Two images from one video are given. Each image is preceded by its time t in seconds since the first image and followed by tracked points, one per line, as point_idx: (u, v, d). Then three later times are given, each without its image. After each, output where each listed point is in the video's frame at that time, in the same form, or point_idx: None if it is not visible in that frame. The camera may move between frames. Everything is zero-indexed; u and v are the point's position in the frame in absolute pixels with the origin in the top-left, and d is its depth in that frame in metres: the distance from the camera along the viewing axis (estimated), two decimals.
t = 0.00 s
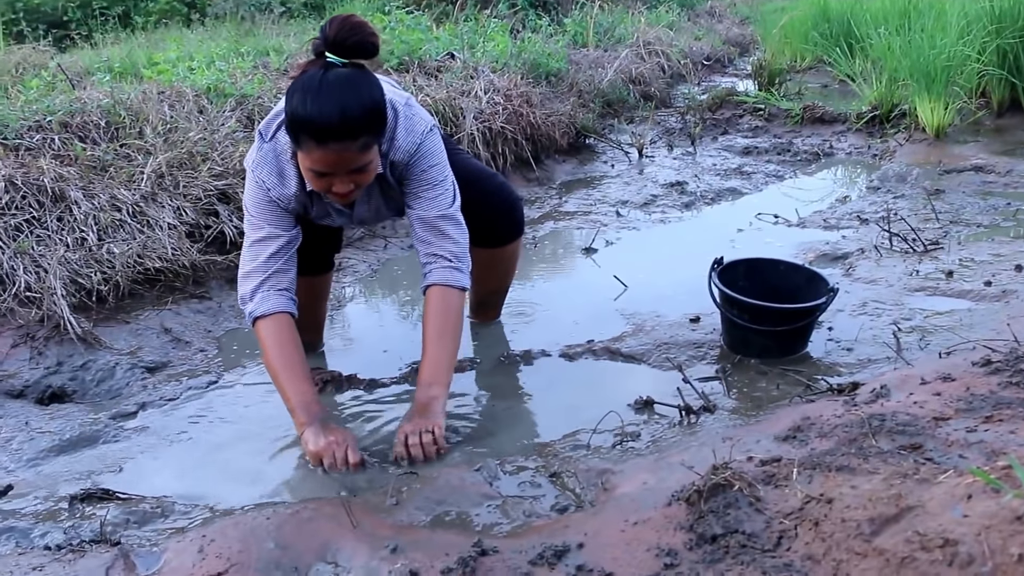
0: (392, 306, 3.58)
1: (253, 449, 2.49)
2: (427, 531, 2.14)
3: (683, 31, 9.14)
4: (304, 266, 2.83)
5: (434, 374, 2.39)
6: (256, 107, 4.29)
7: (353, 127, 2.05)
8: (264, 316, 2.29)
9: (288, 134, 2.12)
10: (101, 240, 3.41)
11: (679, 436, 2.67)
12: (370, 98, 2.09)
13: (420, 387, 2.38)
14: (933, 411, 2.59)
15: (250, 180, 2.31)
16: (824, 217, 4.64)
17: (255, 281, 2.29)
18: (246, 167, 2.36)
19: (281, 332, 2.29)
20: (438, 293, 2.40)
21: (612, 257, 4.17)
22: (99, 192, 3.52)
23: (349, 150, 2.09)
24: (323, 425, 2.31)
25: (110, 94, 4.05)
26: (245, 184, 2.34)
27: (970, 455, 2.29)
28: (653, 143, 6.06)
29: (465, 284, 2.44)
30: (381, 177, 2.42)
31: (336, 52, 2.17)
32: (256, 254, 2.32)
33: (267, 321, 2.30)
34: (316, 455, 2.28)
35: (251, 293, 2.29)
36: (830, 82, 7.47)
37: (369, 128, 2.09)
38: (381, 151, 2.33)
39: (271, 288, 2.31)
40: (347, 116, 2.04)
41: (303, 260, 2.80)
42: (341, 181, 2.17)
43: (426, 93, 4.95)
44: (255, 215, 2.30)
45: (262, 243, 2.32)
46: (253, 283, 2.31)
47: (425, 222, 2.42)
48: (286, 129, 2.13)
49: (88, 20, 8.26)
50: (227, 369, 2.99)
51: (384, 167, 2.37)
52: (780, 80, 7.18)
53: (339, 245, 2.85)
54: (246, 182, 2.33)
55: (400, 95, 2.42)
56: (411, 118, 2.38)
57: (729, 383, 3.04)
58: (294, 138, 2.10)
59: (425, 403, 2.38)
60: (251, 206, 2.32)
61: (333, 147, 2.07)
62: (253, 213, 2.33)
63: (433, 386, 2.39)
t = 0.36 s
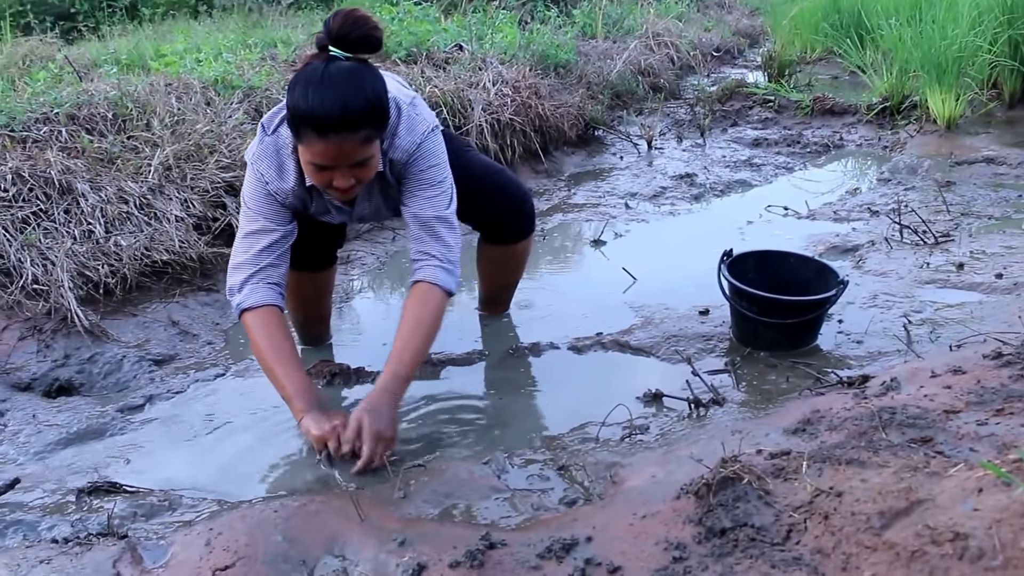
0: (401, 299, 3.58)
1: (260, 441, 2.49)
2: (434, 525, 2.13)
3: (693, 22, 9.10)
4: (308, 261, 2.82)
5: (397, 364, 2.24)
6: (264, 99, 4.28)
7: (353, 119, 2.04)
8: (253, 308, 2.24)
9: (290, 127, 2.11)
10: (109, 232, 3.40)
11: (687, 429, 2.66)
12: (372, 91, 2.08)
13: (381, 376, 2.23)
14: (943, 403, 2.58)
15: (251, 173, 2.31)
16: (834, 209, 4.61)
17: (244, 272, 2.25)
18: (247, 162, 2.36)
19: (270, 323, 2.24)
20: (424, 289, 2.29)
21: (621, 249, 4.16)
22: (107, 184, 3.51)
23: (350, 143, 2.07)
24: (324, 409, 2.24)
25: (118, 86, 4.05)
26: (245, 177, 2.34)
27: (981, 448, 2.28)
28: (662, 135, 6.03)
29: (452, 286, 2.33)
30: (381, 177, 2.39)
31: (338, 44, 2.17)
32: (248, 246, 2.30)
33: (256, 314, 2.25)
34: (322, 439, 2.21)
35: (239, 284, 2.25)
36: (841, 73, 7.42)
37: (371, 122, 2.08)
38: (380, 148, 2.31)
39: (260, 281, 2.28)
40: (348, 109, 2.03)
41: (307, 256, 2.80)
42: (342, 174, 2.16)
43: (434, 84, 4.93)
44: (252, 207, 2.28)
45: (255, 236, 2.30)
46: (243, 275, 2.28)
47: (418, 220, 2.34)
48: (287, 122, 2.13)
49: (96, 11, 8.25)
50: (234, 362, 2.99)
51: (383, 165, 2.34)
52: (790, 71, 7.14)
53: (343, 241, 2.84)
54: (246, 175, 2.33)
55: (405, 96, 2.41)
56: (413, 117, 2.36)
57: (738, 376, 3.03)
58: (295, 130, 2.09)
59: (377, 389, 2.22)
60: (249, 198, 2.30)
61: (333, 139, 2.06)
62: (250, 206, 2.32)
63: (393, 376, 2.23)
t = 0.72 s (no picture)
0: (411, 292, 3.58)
1: (267, 435, 2.48)
2: (442, 519, 2.12)
3: (703, 13, 9.04)
4: (308, 258, 2.81)
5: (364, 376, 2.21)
6: (271, 91, 4.27)
7: (342, 111, 2.03)
8: (239, 299, 2.26)
9: (280, 124, 2.10)
10: (116, 225, 3.40)
11: (697, 422, 2.65)
12: (360, 84, 2.07)
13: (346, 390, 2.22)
14: (955, 397, 2.55)
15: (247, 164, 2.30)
16: (845, 202, 4.58)
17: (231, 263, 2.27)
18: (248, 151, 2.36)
19: (258, 314, 2.26)
20: (391, 299, 2.25)
21: (631, 241, 4.14)
22: (114, 176, 3.51)
23: (340, 136, 2.06)
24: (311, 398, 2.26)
25: (125, 78, 4.04)
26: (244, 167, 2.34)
27: (993, 442, 2.26)
28: (672, 126, 6.00)
29: (420, 299, 2.28)
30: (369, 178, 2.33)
31: (326, 40, 2.17)
32: (239, 237, 2.30)
33: (242, 306, 2.26)
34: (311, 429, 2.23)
35: (228, 276, 2.26)
36: (852, 64, 7.37)
37: (360, 115, 2.06)
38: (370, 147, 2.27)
39: (247, 272, 2.28)
40: (336, 101, 2.01)
41: (308, 252, 2.79)
42: (335, 171, 2.13)
43: (442, 76, 4.92)
44: (246, 199, 2.28)
45: (246, 227, 2.30)
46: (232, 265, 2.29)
47: (395, 228, 2.29)
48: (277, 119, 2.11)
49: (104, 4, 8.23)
50: (242, 355, 2.98)
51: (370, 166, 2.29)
52: (801, 63, 7.08)
53: (344, 241, 2.83)
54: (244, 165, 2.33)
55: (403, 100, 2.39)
56: (405, 122, 2.32)
57: (749, 369, 3.01)
58: (285, 127, 2.08)
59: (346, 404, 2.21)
60: (243, 189, 2.30)
61: (323, 133, 2.04)
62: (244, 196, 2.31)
63: (360, 389, 2.21)
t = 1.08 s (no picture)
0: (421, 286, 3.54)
1: (275, 430, 2.48)
2: (451, 514, 2.11)
3: (715, 5, 8.98)
4: (330, 254, 2.79)
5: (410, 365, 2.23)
6: (280, 83, 4.26)
7: (391, 100, 2.00)
8: (250, 287, 2.24)
9: (324, 117, 2.06)
10: (123, 218, 3.39)
11: (709, 416, 2.63)
12: (404, 73, 2.05)
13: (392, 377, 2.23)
14: (968, 390, 2.53)
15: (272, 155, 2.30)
16: (857, 194, 4.54)
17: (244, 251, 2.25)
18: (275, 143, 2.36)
19: (271, 302, 2.23)
20: (445, 291, 2.29)
21: (642, 234, 4.11)
22: (122, 168, 3.50)
23: (390, 127, 2.03)
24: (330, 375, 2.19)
25: (132, 71, 4.03)
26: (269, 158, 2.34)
27: (1006, 437, 2.25)
28: (683, 118, 5.97)
29: (470, 292, 2.31)
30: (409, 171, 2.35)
31: (361, 32, 2.23)
32: (257, 227, 2.29)
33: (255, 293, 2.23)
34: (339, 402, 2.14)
35: (241, 262, 2.25)
36: (865, 56, 7.31)
37: (408, 104, 2.05)
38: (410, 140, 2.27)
39: (258, 262, 2.26)
40: (386, 91, 1.99)
41: (329, 247, 2.77)
42: (382, 162, 2.10)
43: (452, 68, 4.90)
44: (268, 189, 2.28)
45: (263, 217, 2.29)
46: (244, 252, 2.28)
47: (445, 225, 2.31)
48: (321, 112, 2.08)
49: None
50: (250, 349, 2.98)
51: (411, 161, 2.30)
52: (813, 54, 7.02)
53: (366, 236, 2.81)
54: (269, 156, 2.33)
55: (438, 94, 2.39)
56: (447, 117, 2.33)
57: (760, 362, 2.99)
58: (330, 120, 2.04)
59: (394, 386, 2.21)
60: (267, 179, 2.30)
61: (374, 123, 2.01)
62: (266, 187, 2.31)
63: (405, 375, 2.22)
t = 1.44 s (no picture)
0: (432, 282, 3.50)
1: (285, 429, 2.45)
2: (462, 510, 2.09)
3: None
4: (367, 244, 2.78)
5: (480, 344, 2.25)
6: (289, 75, 4.25)
7: (484, 80, 2.01)
8: (352, 275, 2.15)
9: (411, 96, 2.04)
10: (131, 211, 3.38)
11: (721, 411, 2.60)
12: (491, 56, 2.06)
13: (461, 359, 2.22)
14: (982, 384, 2.50)
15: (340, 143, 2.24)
16: (871, 187, 4.50)
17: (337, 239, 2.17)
18: (329, 133, 2.30)
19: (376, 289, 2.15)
20: (509, 277, 2.32)
21: (656, 228, 4.07)
22: (130, 161, 3.49)
23: (481, 108, 2.03)
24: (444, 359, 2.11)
25: (140, 63, 4.02)
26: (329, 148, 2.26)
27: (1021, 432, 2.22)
28: (696, 111, 5.92)
29: (534, 279, 2.37)
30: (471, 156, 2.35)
31: (440, 16, 2.36)
32: (339, 216, 2.20)
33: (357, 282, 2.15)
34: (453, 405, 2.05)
35: (340, 250, 2.17)
36: (880, 48, 7.25)
37: (496, 87, 2.06)
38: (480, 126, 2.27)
39: (352, 249, 2.18)
40: (479, 71, 1.99)
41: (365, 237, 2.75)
42: (464, 143, 2.10)
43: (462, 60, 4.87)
44: (341, 176, 2.21)
45: (346, 205, 2.20)
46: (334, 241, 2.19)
47: (510, 213, 2.37)
48: (404, 91, 2.06)
49: None
50: (259, 344, 2.98)
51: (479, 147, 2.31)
52: (827, 46, 6.95)
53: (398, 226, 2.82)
54: (331, 146, 2.25)
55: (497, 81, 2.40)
56: (512, 103, 2.33)
57: (773, 357, 2.96)
58: (419, 99, 2.03)
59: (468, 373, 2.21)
60: (338, 169, 2.22)
61: (466, 102, 2.00)
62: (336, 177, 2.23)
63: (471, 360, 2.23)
